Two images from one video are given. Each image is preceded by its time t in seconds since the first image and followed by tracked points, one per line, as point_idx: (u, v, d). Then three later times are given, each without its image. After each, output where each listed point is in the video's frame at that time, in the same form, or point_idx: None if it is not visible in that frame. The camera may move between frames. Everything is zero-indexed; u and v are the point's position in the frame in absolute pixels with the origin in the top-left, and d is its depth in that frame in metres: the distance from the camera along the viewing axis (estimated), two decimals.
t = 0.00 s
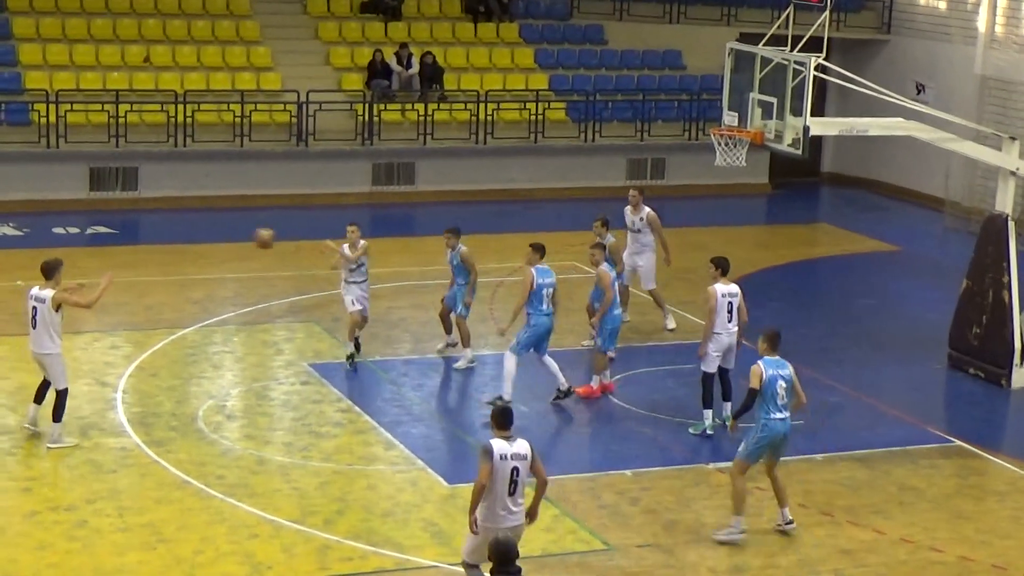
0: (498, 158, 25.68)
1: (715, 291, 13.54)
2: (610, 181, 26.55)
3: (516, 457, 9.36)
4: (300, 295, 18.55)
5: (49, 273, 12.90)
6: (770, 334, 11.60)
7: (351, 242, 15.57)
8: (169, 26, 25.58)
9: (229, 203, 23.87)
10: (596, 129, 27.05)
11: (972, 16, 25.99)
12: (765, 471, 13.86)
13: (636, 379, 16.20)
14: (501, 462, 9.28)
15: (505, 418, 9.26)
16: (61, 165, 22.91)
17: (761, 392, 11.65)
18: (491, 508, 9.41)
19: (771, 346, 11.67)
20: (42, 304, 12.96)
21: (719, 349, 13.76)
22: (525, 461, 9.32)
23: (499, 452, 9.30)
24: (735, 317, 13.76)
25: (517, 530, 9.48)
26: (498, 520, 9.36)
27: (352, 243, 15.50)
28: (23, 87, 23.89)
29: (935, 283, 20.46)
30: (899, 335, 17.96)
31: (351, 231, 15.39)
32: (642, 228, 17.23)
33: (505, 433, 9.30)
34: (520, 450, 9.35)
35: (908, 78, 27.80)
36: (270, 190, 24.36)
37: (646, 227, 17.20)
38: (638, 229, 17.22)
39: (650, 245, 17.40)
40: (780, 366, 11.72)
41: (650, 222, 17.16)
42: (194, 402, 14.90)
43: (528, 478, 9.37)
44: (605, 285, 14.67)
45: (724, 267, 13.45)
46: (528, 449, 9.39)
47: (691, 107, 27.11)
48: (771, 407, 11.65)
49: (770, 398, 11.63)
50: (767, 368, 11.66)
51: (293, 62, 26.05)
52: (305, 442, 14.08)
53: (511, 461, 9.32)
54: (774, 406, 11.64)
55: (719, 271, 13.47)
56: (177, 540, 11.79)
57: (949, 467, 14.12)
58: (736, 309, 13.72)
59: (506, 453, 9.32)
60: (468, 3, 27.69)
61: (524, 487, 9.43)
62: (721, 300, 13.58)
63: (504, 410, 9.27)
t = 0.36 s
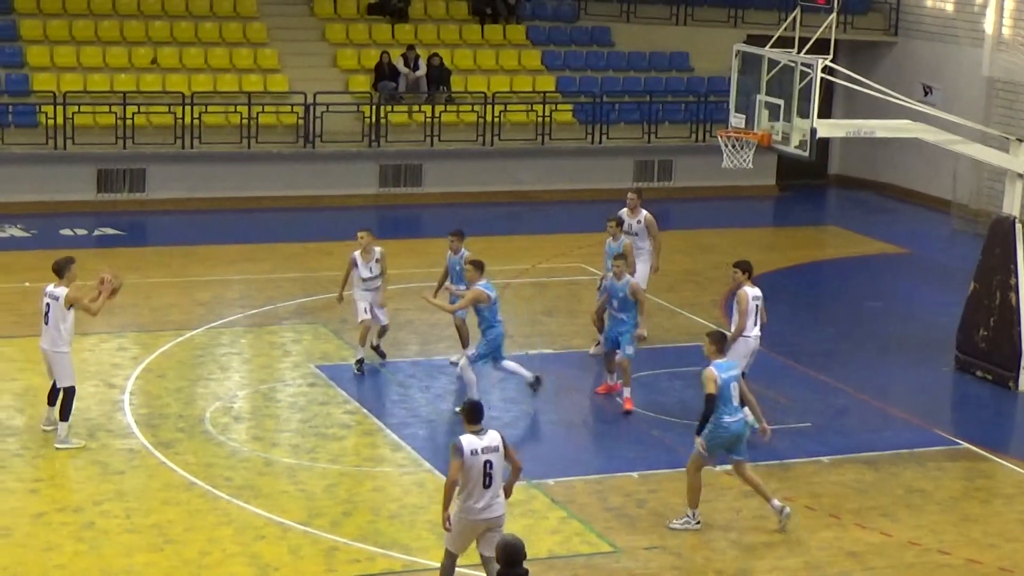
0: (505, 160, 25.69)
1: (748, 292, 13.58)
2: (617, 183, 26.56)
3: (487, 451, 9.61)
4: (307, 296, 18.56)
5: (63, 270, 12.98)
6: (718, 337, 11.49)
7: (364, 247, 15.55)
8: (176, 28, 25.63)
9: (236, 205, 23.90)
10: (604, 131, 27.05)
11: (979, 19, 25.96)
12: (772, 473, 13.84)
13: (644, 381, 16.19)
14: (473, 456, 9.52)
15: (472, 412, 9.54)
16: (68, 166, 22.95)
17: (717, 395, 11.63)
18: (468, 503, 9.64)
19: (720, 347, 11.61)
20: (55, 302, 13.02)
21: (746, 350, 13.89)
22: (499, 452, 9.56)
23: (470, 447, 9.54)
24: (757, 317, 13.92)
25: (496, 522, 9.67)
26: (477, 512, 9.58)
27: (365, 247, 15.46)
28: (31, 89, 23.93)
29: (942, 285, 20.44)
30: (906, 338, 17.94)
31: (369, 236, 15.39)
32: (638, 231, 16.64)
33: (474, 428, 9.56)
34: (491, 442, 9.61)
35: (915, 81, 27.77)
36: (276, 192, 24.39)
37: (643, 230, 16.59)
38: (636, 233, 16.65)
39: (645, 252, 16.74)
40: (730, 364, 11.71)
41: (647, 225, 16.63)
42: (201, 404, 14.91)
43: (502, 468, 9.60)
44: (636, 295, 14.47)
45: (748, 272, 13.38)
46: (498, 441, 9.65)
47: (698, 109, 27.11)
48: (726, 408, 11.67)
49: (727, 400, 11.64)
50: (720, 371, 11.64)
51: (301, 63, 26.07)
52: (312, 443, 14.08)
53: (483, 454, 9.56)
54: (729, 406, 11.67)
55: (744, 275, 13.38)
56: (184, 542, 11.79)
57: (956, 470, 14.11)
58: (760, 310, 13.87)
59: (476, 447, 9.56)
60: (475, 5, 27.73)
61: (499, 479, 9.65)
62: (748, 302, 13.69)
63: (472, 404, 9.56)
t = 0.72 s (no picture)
0: (512, 162, 25.67)
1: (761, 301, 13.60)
2: (624, 184, 26.54)
3: (475, 437, 9.98)
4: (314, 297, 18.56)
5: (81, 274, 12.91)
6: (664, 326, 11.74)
7: (376, 240, 15.47)
8: (183, 29, 25.67)
9: (243, 206, 23.91)
10: (610, 132, 27.03)
11: (986, 20, 25.93)
12: (779, 475, 13.83)
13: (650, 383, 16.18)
14: (458, 442, 9.92)
15: (460, 399, 9.95)
16: (75, 167, 22.97)
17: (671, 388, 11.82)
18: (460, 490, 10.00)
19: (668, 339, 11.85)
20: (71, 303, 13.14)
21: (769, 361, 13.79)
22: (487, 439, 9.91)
23: (456, 432, 9.95)
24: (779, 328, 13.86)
25: (484, 507, 9.99)
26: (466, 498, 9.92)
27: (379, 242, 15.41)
28: (39, 89, 23.95)
29: (949, 287, 20.41)
30: (912, 339, 17.92)
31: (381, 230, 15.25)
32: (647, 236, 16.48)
33: (460, 415, 9.95)
34: (478, 429, 9.98)
35: (922, 82, 27.76)
36: (282, 193, 24.39)
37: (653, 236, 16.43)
38: (645, 238, 16.46)
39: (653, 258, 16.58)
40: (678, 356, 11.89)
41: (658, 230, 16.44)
42: (207, 405, 14.91)
43: (488, 454, 9.95)
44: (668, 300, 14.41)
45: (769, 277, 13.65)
46: (486, 428, 10.01)
47: (705, 110, 27.10)
48: (681, 401, 11.84)
49: (681, 392, 11.83)
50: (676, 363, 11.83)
51: (308, 64, 26.08)
52: (318, 445, 14.08)
53: (469, 439, 9.94)
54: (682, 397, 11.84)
55: (764, 282, 13.65)
56: (191, 543, 11.80)
57: (963, 472, 14.09)
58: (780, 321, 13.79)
59: (463, 433, 9.96)
60: (483, 6, 27.76)
61: (486, 464, 10.00)
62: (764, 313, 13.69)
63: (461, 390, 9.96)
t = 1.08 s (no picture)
0: (518, 163, 25.67)
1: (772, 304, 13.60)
2: (630, 185, 26.52)
3: (492, 434, 9.98)
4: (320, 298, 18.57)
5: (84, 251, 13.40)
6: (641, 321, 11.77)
7: (371, 237, 15.72)
8: (189, 31, 25.71)
9: (249, 208, 23.92)
10: (617, 134, 27.03)
11: (993, 21, 25.90)
12: (785, 476, 13.82)
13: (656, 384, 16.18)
14: (474, 436, 9.93)
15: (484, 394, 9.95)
16: (81, 169, 23.00)
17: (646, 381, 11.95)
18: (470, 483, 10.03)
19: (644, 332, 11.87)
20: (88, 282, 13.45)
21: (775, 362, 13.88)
22: (502, 439, 9.90)
23: (474, 426, 9.96)
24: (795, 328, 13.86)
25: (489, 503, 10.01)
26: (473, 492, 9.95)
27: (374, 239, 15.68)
28: (45, 91, 23.97)
29: (955, 288, 20.38)
30: (919, 341, 17.90)
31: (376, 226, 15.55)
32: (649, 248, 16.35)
33: (482, 409, 9.95)
34: (495, 427, 9.97)
35: (929, 83, 27.73)
36: (289, 194, 24.40)
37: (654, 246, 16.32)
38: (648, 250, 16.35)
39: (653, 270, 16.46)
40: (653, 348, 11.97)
41: (659, 240, 16.32)
42: (213, 406, 14.93)
43: (501, 453, 9.94)
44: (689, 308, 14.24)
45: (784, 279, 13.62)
46: (505, 427, 9.98)
47: (711, 112, 27.10)
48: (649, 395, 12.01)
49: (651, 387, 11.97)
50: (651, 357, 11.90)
51: (314, 66, 26.09)
52: (325, 446, 14.09)
53: (484, 435, 9.95)
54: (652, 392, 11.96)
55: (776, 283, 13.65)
56: (197, 544, 11.80)
57: (970, 473, 14.07)
58: (792, 323, 13.75)
59: (480, 427, 9.97)
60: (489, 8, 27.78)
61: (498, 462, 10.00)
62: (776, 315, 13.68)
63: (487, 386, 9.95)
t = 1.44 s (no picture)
0: (524, 165, 25.67)
1: (765, 300, 13.75)
2: (636, 187, 26.52)
3: (489, 428, 10.04)
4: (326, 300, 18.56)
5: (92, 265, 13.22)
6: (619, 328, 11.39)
7: (354, 233, 15.81)
8: (195, 33, 25.73)
9: (254, 209, 23.93)
10: (622, 135, 27.02)
11: (999, 22, 25.88)
12: (791, 477, 13.82)
13: (662, 386, 16.17)
14: (471, 430, 10.00)
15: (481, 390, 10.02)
16: (88, 170, 23.03)
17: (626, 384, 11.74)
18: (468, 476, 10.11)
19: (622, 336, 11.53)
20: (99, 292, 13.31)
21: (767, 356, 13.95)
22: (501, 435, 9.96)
23: (471, 421, 10.03)
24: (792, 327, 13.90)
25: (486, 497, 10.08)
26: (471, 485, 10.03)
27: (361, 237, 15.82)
28: (51, 93, 23.99)
29: (961, 290, 20.37)
30: (924, 342, 17.89)
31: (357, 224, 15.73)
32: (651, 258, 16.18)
33: (478, 404, 10.01)
34: (492, 423, 10.04)
35: (934, 84, 27.72)
36: (294, 195, 24.40)
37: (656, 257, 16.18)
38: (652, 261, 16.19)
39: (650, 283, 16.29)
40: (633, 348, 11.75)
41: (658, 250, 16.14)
42: (219, 407, 14.93)
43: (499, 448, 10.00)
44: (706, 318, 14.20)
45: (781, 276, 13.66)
46: (501, 423, 10.05)
47: (717, 113, 27.09)
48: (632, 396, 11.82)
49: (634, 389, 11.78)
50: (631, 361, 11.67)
51: (320, 67, 26.11)
52: (330, 447, 14.09)
53: (481, 430, 10.01)
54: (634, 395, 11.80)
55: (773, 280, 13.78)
56: (203, 545, 11.81)
57: (975, 475, 14.06)
58: (787, 320, 13.83)
59: (478, 422, 10.04)
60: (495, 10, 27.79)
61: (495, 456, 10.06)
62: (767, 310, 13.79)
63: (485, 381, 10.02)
